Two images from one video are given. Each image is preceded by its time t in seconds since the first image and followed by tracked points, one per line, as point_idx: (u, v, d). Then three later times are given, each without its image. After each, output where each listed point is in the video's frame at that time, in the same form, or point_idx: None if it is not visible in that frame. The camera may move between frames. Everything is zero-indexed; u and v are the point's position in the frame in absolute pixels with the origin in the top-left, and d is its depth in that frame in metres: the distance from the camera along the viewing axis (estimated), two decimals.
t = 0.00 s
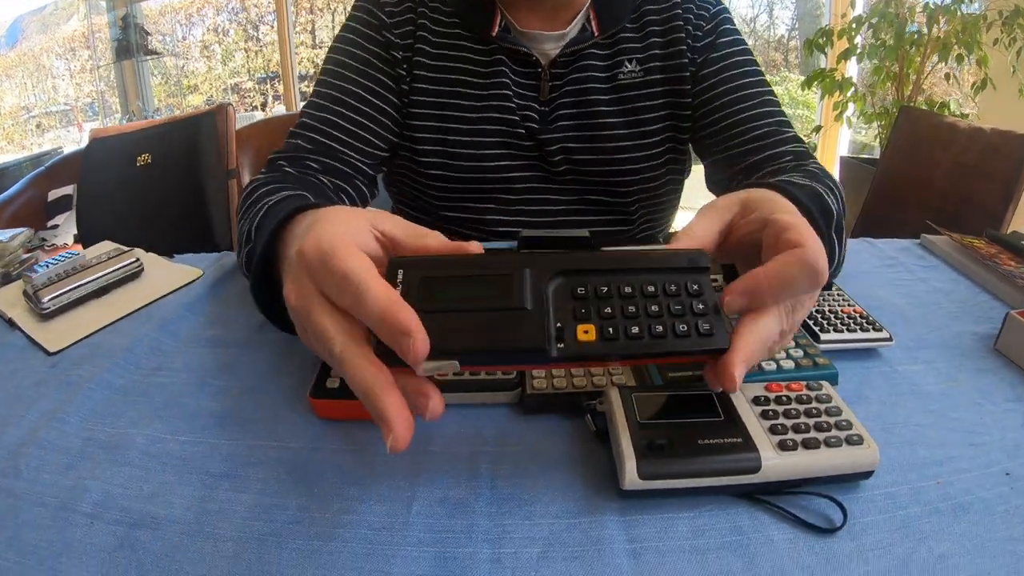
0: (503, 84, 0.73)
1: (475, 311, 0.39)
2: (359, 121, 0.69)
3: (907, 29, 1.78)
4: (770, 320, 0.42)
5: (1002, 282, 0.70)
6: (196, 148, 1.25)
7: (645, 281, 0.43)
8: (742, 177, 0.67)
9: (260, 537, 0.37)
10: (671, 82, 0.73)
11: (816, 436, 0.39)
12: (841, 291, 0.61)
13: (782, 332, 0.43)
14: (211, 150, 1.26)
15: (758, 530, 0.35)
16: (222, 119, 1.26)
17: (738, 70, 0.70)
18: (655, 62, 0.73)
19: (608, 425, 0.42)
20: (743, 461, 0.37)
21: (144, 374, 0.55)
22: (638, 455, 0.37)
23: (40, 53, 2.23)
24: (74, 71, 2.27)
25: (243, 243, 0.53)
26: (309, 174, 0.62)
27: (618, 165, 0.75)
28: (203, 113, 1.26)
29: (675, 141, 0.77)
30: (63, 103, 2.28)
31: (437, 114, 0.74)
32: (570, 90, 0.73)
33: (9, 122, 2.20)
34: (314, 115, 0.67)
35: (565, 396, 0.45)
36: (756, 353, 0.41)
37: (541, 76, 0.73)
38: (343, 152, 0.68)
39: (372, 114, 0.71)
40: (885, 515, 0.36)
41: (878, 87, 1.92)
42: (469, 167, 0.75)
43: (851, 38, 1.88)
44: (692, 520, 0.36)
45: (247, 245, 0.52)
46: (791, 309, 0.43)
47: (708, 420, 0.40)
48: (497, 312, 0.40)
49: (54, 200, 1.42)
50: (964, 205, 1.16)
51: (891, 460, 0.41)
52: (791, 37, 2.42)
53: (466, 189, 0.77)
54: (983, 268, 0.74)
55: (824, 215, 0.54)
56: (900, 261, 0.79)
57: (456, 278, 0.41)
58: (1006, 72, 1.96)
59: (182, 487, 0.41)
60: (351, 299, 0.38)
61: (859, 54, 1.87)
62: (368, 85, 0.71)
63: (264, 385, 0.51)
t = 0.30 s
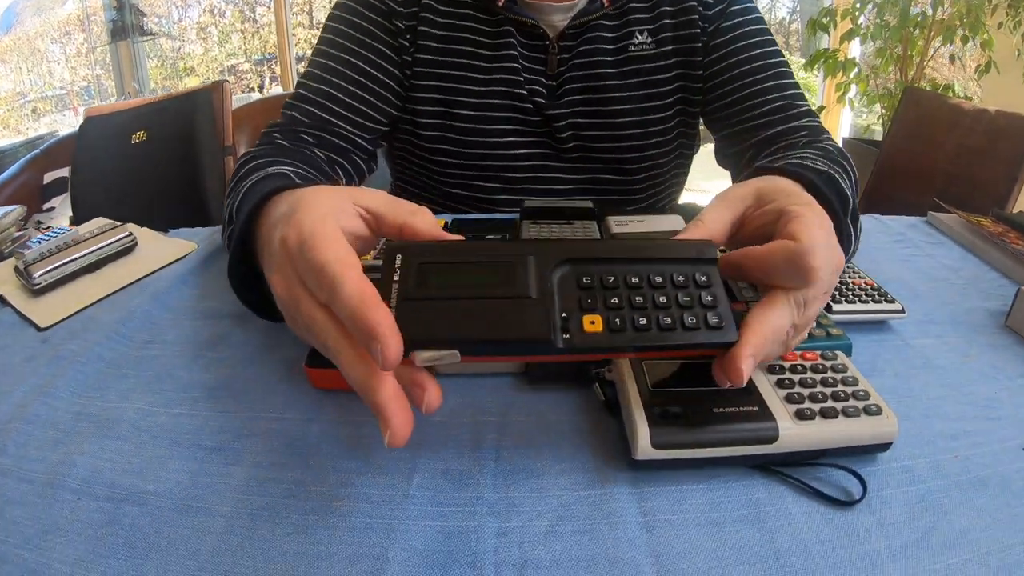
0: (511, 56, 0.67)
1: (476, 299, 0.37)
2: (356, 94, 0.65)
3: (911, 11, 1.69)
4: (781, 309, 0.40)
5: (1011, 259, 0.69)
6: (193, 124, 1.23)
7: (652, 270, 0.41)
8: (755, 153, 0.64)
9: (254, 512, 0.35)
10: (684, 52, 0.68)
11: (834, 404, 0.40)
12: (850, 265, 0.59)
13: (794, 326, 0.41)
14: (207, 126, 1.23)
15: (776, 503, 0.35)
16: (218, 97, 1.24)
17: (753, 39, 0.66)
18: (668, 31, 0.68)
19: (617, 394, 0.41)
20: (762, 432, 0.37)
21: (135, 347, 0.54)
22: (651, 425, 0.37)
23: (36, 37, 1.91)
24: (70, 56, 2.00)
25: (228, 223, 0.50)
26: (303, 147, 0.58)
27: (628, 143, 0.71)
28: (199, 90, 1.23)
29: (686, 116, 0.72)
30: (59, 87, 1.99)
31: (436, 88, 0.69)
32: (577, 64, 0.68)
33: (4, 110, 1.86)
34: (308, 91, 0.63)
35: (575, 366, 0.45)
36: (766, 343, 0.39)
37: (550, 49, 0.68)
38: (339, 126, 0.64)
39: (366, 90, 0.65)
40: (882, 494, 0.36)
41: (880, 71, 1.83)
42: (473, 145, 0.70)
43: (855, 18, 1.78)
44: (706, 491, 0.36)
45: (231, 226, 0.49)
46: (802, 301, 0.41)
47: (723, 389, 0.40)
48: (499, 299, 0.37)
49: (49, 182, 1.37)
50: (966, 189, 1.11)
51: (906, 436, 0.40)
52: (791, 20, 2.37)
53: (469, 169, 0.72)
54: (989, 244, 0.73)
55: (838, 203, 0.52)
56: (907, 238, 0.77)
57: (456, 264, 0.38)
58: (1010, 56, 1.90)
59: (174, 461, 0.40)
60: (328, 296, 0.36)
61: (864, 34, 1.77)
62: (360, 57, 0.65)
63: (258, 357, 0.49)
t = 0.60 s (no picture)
0: (507, 43, 0.65)
1: (461, 293, 0.36)
2: (348, 81, 0.62)
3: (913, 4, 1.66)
4: (778, 299, 0.38)
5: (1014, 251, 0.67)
6: (186, 113, 1.18)
7: (646, 264, 0.40)
8: (755, 142, 0.62)
9: (231, 507, 0.34)
10: (684, 39, 0.66)
11: (837, 399, 0.39)
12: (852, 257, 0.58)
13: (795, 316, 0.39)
14: (201, 118, 1.19)
15: (777, 501, 0.34)
16: (213, 85, 1.20)
17: (755, 25, 0.63)
18: (667, 17, 0.65)
19: (611, 387, 0.40)
20: (763, 427, 0.36)
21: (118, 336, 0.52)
22: (646, 418, 0.36)
23: (33, 29, 1.83)
24: (67, 49, 1.93)
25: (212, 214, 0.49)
26: (293, 135, 0.56)
27: (625, 133, 0.69)
28: (192, 78, 1.19)
29: (685, 104, 0.70)
30: (57, 79, 1.91)
31: (428, 77, 0.66)
32: (573, 51, 0.66)
33: None
34: (299, 77, 0.61)
35: (569, 357, 0.43)
36: (767, 335, 0.37)
37: (544, 35, 0.66)
38: (332, 115, 0.62)
39: (355, 76, 0.63)
40: (882, 495, 0.35)
41: (881, 64, 1.80)
42: (466, 135, 0.68)
43: (857, 10, 1.75)
44: (704, 489, 0.35)
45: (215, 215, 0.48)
46: (801, 287, 0.39)
47: (722, 381, 0.39)
48: (486, 292, 0.36)
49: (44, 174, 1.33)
50: (969, 182, 1.09)
51: (909, 432, 0.39)
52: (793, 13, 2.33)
53: (463, 159, 0.70)
54: (991, 236, 0.71)
55: (842, 195, 0.51)
56: (909, 230, 0.76)
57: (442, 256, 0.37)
58: (1013, 49, 1.87)
59: (154, 454, 0.38)
60: (306, 286, 0.34)
61: (865, 27, 1.73)
62: (348, 42, 0.63)
63: (243, 348, 0.48)
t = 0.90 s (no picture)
0: (503, 32, 0.64)
1: (456, 282, 0.35)
2: (344, 71, 0.61)
3: None
4: (779, 292, 0.38)
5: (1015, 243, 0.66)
6: (180, 103, 1.16)
7: (644, 259, 0.39)
8: (755, 132, 0.61)
9: (222, 500, 0.34)
10: (683, 28, 0.65)
11: (839, 389, 0.38)
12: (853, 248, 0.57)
13: (796, 309, 0.38)
14: (195, 108, 1.17)
15: (778, 493, 0.34)
16: (208, 77, 1.18)
17: (755, 14, 0.62)
18: (666, 6, 0.64)
19: (609, 377, 0.40)
20: (764, 418, 0.35)
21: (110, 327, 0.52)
22: (645, 409, 0.35)
23: (30, 25, 1.80)
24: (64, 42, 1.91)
25: (204, 204, 0.48)
26: (287, 125, 0.55)
27: (625, 123, 0.68)
28: (189, 70, 1.17)
29: (684, 94, 0.69)
30: (54, 74, 1.89)
31: (423, 66, 0.65)
32: (571, 40, 0.65)
33: None
34: (292, 66, 0.60)
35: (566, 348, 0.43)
36: (767, 329, 0.36)
37: (541, 25, 0.66)
38: (328, 105, 0.61)
39: (350, 65, 0.62)
40: (883, 487, 0.34)
41: (880, 58, 1.78)
42: (463, 126, 0.67)
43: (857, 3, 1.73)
44: (704, 481, 0.35)
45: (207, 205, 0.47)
46: (801, 280, 0.39)
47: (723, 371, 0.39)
48: (482, 281, 0.35)
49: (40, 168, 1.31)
50: (970, 174, 1.08)
51: (913, 425, 0.39)
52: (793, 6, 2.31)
53: (459, 150, 0.69)
54: (992, 228, 0.71)
55: (844, 185, 0.50)
56: (910, 221, 0.75)
57: (437, 246, 0.36)
58: (1014, 43, 1.86)
59: (145, 446, 0.38)
60: (299, 271, 0.34)
61: (865, 19, 1.72)
62: (343, 31, 0.62)
63: (236, 339, 0.47)
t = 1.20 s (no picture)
0: (502, 29, 0.64)
1: (456, 279, 0.35)
2: (342, 67, 0.61)
3: None
4: (783, 290, 0.37)
5: (1017, 241, 0.66)
6: (179, 101, 1.16)
7: (644, 260, 0.39)
8: (756, 129, 0.61)
9: (217, 498, 0.33)
10: (683, 25, 0.64)
11: (843, 386, 0.38)
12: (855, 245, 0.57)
13: (801, 307, 0.38)
14: (195, 105, 1.16)
15: (780, 492, 0.33)
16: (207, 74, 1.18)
17: (756, 10, 0.62)
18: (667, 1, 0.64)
19: (610, 374, 0.39)
20: (768, 415, 0.35)
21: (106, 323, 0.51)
22: (646, 406, 0.35)
23: (29, 21, 1.81)
24: (63, 39, 1.90)
25: (200, 200, 0.48)
26: (285, 120, 0.55)
27: (625, 120, 0.67)
28: (188, 66, 1.17)
29: (685, 91, 0.68)
30: (52, 71, 1.89)
31: (423, 63, 0.65)
32: (571, 37, 0.64)
33: None
34: (291, 61, 0.59)
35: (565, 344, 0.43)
36: (771, 328, 0.35)
37: (541, 21, 0.65)
38: (326, 101, 0.60)
39: (350, 61, 0.61)
40: (886, 486, 0.34)
41: (880, 56, 1.77)
42: (463, 123, 0.67)
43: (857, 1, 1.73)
44: (706, 479, 0.34)
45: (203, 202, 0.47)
46: (805, 277, 0.38)
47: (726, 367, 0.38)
48: (481, 279, 0.35)
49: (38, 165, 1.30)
50: (970, 173, 1.07)
51: (915, 423, 0.38)
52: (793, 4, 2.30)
53: (458, 147, 0.69)
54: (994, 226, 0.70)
55: (847, 183, 0.50)
56: (911, 219, 0.75)
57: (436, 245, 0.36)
58: (1015, 42, 1.85)
59: (140, 443, 0.37)
60: (279, 270, 0.34)
61: (865, 18, 1.71)
62: (343, 27, 0.61)
63: (233, 335, 0.47)
